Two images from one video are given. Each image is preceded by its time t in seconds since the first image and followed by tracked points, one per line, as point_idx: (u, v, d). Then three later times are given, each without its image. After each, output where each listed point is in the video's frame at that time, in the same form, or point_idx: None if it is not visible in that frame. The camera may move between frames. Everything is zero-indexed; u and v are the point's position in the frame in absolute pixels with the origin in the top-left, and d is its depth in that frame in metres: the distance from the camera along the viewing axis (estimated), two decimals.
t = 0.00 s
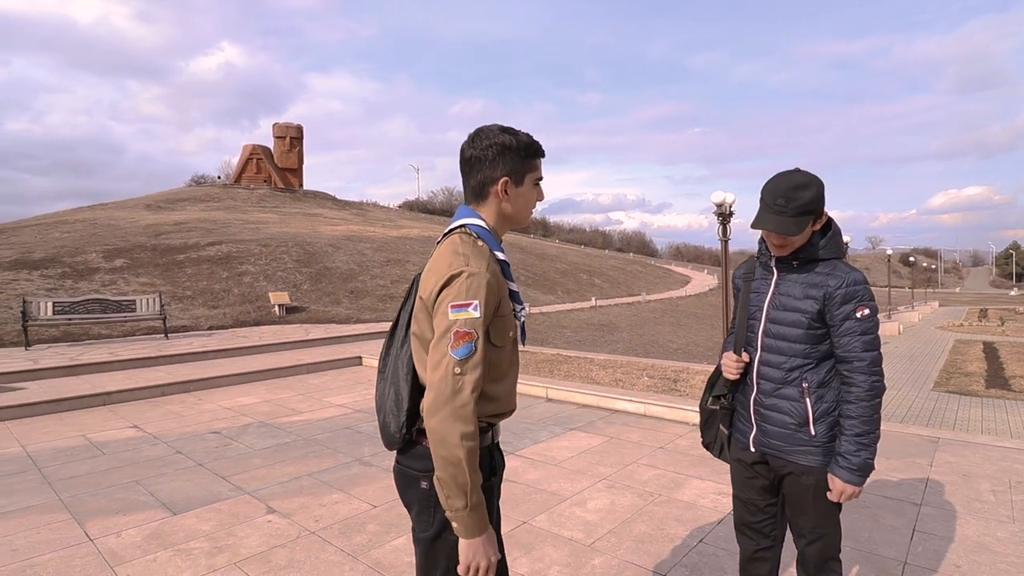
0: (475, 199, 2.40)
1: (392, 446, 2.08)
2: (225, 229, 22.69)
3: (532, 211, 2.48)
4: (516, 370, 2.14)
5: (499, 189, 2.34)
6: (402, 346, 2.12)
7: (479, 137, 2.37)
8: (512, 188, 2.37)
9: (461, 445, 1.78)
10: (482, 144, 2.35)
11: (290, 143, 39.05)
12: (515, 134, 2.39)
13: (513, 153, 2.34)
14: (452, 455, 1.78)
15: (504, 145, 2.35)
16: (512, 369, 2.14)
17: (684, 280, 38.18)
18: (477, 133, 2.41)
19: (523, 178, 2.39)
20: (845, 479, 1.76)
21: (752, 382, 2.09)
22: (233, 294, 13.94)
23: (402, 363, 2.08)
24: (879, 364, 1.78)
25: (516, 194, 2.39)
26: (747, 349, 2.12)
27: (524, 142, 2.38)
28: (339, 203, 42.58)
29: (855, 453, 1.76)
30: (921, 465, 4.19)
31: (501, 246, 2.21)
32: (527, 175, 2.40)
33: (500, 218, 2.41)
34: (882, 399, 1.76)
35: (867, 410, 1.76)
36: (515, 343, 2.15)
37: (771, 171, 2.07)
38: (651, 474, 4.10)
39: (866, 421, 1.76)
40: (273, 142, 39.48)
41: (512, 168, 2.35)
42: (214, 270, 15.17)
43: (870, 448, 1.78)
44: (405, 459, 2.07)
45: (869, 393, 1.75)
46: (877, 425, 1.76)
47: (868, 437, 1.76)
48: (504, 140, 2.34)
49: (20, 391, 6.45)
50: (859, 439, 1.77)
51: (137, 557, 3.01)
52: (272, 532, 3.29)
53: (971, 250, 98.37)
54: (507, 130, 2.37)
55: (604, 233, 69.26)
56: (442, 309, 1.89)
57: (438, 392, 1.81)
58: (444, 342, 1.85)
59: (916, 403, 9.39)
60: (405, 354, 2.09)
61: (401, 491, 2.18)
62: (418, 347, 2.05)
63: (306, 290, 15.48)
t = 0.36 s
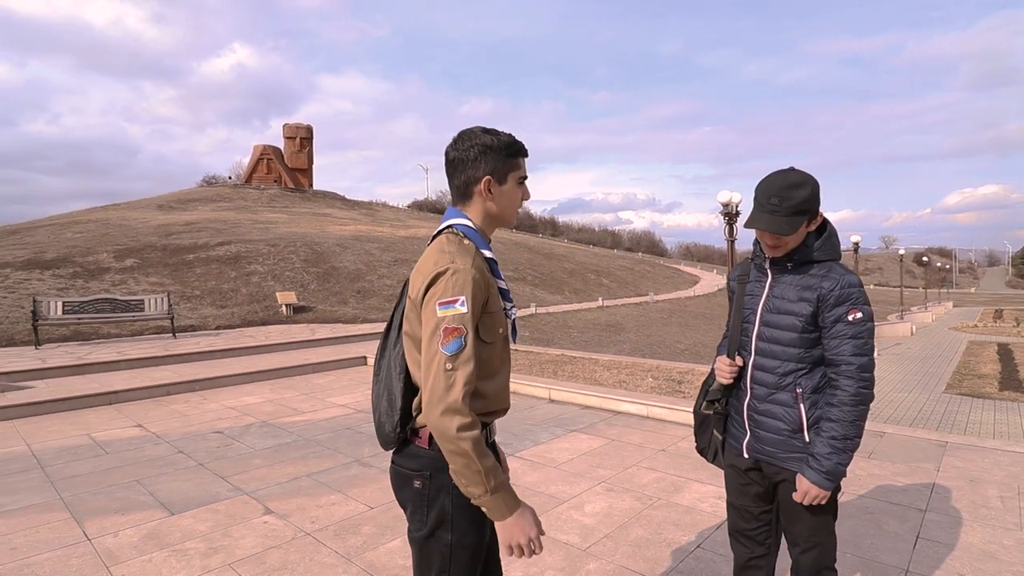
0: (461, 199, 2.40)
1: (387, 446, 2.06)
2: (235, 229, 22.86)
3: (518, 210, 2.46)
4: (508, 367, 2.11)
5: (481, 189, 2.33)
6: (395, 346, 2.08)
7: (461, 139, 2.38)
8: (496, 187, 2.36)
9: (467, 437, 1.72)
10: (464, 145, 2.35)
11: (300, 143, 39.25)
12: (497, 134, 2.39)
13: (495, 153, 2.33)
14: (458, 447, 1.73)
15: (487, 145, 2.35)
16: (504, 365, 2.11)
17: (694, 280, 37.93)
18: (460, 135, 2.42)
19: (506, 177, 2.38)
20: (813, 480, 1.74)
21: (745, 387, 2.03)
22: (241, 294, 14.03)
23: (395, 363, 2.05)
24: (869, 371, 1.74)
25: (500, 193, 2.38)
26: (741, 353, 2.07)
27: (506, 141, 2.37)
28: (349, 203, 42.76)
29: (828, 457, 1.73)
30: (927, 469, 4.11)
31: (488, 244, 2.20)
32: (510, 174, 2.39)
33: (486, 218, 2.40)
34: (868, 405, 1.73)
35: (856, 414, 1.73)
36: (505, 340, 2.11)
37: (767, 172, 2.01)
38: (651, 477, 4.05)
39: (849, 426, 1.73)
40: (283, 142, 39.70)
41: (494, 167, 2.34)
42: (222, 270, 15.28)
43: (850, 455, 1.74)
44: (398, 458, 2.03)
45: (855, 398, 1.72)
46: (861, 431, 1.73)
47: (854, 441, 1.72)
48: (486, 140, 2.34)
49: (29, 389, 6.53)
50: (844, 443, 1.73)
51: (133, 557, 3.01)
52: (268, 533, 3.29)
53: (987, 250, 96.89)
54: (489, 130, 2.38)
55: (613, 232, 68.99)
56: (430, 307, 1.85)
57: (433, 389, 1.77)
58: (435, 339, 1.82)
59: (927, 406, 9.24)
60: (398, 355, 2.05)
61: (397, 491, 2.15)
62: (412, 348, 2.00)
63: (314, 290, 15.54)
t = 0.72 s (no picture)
0: (450, 201, 2.39)
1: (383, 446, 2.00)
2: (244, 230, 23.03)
3: (508, 210, 2.44)
4: (502, 364, 2.08)
5: (468, 189, 2.32)
6: (389, 345, 2.05)
7: (448, 142, 2.38)
8: (483, 186, 2.34)
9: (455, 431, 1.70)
10: (449, 149, 2.35)
11: (309, 144, 39.45)
12: (483, 135, 2.38)
13: (481, 153, 2.32)
14: (448, 441, 1.70)
15: (473, 147, 2.34)
16: (497, 363, 2.08)
17: (702, 280, 37.74)
18: (448, 139, 2.42)
19: (493, 176, 2.35)
20: (799, 487, 1.70)
21: (738, 392, 1.98)
22: (248, 295, 14.12)
23: (389, 361, 2.01)
24: (860, 376, 1.70)
25: (488, 192, 2.36)
26: (734, 356, 2.02)
27: (491, 142, 2.36)
28: (357, 203, 42.94)
29: (814, 463, 1.70)
30: (933, 473, 4.04)
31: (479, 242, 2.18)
32: (497, 172, 2.37)
33: (475, 218, 2.38)
34: (858, 411, 1.69)
35: (846, 419, 1.69)
36: (498, 339, 2.09)
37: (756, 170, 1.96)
38: (651, 480, 4.02)
39: (839, 432, 1.69)
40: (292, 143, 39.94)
41: (480, 167, 2.33)
42: (230, 271, 15.38)
43: (838, 462, 1.70)
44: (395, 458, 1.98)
45: (844, 404, 1.69)
46: (851, 437, 1.69)
47: (843, 446, 1.69)
48: (470, 142, 2.34)
49: (36, 389, 6.60)
50: (833, 449, 1.69)
51: (129, 558, 3.02)
52: (264, 534, 3.29)
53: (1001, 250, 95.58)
54: (474, 133, 2.38)
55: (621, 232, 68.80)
56: (423, 303, 1.84)
57: (424, 383, 1.75)
58: (427, 334, 1.80)
59: (937, 409, 9.11)
60: (392, 353, 2.02)
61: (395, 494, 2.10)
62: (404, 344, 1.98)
63: (320, 290, 15.61)
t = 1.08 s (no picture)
0: (445, 204, 2.36)
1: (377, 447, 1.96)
2: (254, 230, 23.24)
3: (502, 217, 2.42)
4: (495, 368, 2.05)
5: (464, 193, 2.30)
6: (383, 345, 2.03)
7: (446, 148, 2.38)
8: (478, 191, 2.32)
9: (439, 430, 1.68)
10: (447, 153, 2.35)
11: (320, 145, 39.71)
12: (481, 142, 2.37)
13: (477, 158, 2.30)
14: (432, 441, 1.68)
15: (471, 153, 2.34)
16: (491, 366, 2.05)
17: (713, 280, 37.49)
18: (446, 145, 2.42)
19: (489, 182, 2.34)
20: (803, 497, 1.62)
21: (730, 395, 1.92)
22: (256, 295, 14.22)
23: (384, 360, 1.99)
24: (857, 380, 1.61)
25: (483, 197, 2.34)
26: (727, 359, 1.95)
27: (490, 148, 2.34)
28: (367, 203, 43.13)
29: (817, 472, 1.62)
30: (941, 477, 3.96)
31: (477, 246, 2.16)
32: (493, 179, 2.35)
33: (470, 222, 2.36)
34: (856, 418, 1.60)
35: (841, 425, 1.60)
36: (493, 342, 2.06)
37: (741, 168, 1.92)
38: (651, 482, 3.97)
39: (839, 440, 1.60)
40: (303, 144, 40.20)
41: (477, 172, 2.31)
42: (239, 271, 15.51)
43: (839, 471, 1.62)
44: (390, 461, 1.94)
45: (841, 409, 1.60)
46: (851, 444, 1.61)
47: (845, 454, 1.60)
48: (468, 148, 2.33)
49: (46, 388, 6.69)
50: (830, 456, 1.61)
51: (127, 557, 3.04)
52: (261, 534, 3.29)
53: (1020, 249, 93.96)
54: (473, 139, 2.36)
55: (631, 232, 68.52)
56: (420, 299, 1.82)
57: (417, 379, 1.74)
58: (424, 329, 1.79)
59: (949, 411, 8.96)
60: (385, 351, 2.00)
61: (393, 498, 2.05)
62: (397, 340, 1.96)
63: (328, 291, 15.69)
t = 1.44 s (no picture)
0: (444, 203, 2.36)
1: (377, 448, 1.92)
2: (265, 231, 23.43)
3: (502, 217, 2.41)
4: (497, 368, 2.04)
5: (462, 193, 2.30)
6: (383, 344, 2.00)
7: (446, 145, 2.36)
8: (477, 191, 2.32)
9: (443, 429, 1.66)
10: (447, 152, 2.33)
11: (330, 146, 39.92)
12: (482, 141, 2.35)
13: (477, 158, 2.29)
14: (436, 439, 1.66)
15: (471, 152, 2.31)
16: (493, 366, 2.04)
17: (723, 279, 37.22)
18: (446, 142, 2.40)
19: (488, 183, 2.33)
20: (808, 506, 1.52)
21: (723, 395, 1.89)
22: (266, 295, 14.32)
23: (384, 360, 1.96)
24: (853, 380, 1.55)
25: (482, 198, 2.33)
26: (720, 359, 1.93)
27: (491, 148, 2.32)
28: (377, 203, 43.31)
29: (819, 478, 1.53)
30: (949, 480, 3.89)
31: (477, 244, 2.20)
32: (492, 180, 2.34)
33: (469, 222, 2.36)
34: (855, 420, 1.52)
35: (838, 427, 1.53)
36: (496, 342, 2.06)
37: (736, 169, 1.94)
38: (653, 483, 3.94)
39: (839, 443, 1.52)
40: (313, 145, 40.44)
41: (476, 172, 2.30)
42: (249, 271, 15.63)
43: (840, 475, 1.54)
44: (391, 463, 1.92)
45: (838, 409, 1.52)
46: (851, 447, 1.53)
47: (846, 456, 1.52)
48: (468, 147, 2.31)
49: (56, 387, 6.77)
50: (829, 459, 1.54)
51: (127, 555, 3.06)
52: (261, 533, 3.31)
53: None
54: (474, 138, 2.34)
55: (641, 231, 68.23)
56: (423, 296, 1.81)
57: (420, 376, 1.72)
58: (426, 327, 1.77)
59: (962, 412, 8.80)
60: (386, 350, 1.97)
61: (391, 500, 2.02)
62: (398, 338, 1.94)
63: (337, 290, 15.76)
